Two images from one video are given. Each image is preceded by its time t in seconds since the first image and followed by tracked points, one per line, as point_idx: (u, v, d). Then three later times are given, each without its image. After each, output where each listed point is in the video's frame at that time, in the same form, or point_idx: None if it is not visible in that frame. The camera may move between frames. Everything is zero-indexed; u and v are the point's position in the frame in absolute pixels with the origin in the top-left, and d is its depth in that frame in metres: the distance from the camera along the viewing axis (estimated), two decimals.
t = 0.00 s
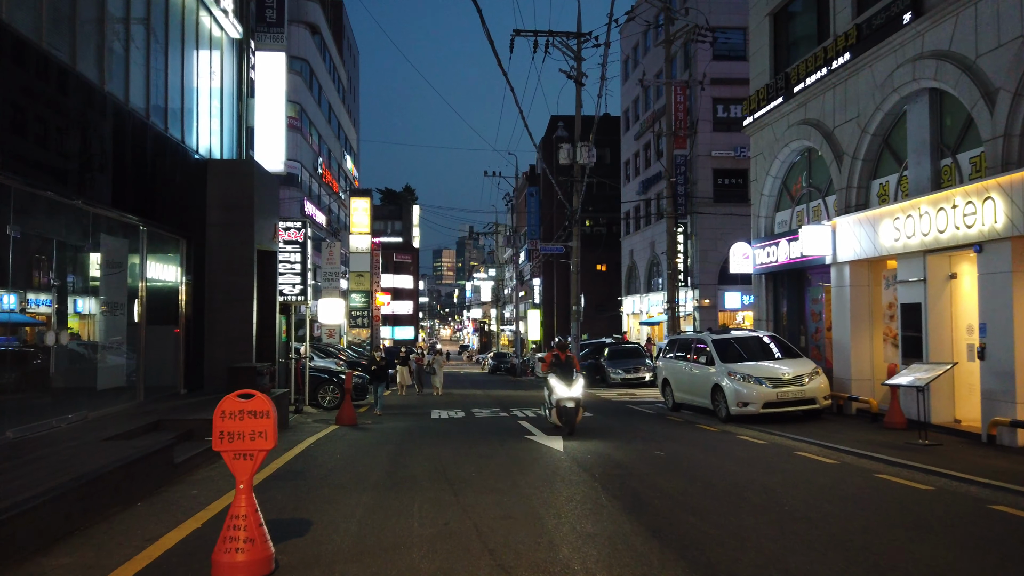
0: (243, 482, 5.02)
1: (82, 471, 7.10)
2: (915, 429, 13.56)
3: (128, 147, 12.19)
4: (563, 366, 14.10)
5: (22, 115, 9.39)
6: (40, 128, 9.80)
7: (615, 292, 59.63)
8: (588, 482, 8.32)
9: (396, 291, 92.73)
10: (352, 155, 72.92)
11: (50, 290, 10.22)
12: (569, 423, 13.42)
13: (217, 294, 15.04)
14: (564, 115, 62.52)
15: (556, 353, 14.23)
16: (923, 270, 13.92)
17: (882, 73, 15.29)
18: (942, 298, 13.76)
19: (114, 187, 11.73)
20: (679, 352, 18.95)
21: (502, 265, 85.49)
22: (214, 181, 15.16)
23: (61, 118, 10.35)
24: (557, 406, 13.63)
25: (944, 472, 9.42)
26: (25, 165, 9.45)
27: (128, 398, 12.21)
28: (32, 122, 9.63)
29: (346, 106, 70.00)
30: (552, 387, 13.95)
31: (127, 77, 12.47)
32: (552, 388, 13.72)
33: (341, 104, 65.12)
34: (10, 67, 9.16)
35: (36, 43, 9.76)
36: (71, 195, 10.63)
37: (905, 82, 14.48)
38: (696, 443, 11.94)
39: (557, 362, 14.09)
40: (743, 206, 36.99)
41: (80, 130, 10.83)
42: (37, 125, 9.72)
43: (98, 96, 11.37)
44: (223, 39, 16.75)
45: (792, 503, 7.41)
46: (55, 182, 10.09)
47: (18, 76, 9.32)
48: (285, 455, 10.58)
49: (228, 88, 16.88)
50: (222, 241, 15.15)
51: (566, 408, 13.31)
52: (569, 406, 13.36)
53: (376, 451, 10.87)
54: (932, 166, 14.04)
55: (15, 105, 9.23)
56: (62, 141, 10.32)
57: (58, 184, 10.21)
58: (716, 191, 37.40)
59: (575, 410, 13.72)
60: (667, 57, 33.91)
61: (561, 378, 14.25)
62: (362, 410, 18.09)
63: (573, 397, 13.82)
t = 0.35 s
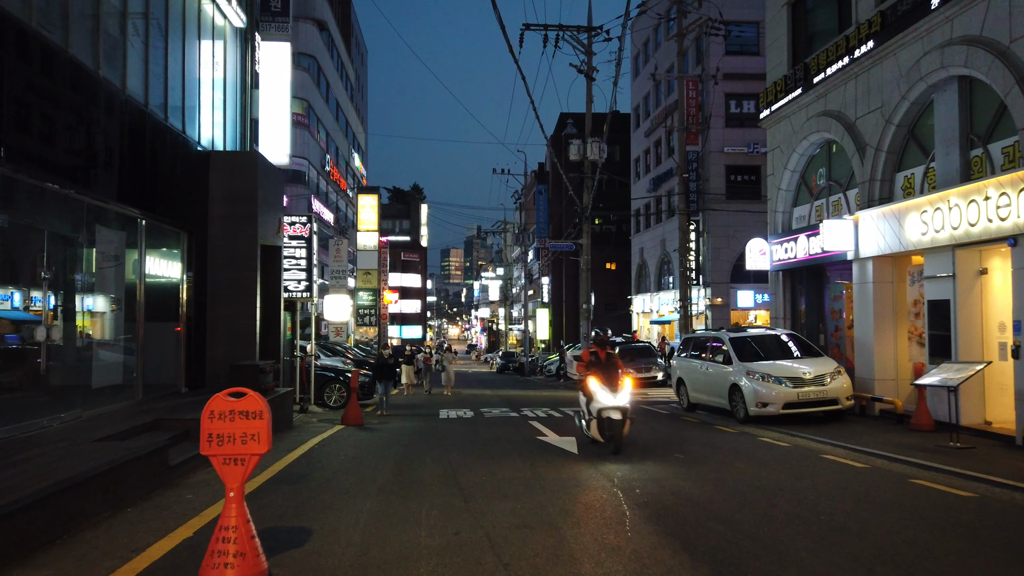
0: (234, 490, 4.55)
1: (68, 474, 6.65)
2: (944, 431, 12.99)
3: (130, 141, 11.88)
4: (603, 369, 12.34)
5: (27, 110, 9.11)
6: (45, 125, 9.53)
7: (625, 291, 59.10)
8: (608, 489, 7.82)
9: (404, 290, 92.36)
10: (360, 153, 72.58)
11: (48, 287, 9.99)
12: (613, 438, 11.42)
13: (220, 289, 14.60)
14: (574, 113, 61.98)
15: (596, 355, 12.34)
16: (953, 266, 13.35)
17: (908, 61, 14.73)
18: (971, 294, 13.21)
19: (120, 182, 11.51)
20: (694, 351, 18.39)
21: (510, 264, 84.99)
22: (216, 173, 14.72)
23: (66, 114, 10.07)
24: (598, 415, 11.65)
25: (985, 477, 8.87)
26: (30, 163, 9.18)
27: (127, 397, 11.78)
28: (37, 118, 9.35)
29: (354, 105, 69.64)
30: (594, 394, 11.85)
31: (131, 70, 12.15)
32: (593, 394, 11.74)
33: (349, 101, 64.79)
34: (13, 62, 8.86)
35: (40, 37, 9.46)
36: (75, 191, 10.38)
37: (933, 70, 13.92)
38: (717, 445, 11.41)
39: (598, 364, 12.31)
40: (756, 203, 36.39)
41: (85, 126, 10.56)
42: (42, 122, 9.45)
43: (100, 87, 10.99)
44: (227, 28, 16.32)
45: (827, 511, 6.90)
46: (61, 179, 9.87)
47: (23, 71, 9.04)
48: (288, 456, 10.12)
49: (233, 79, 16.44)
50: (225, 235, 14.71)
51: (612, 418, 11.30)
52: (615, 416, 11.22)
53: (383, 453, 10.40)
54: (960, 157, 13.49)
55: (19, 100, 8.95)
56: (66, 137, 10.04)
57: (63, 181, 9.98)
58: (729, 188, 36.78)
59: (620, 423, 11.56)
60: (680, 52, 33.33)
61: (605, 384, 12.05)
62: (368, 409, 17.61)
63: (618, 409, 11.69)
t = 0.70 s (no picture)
0: (214, 502, 4.09)
1: (45, 481, 6.18)
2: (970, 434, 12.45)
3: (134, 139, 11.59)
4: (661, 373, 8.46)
5: (28, 110, 8.86)
6: (49, 123, 9.32)
7: (632, 291, 58.59)
8: (622, 498, 7.33)
9: (410, 290, 91.95)
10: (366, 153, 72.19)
11: (53, 287, 9.77)
12: (684, 468, 7.74)
13: (218, 286, 14.16)
14: (580, 111, 61.43)
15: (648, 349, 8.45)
16: (980, 262, 12.82)
17: (931, 49, 14.19)
18: (999, 291, 12.67)
19: (124, 181, 11.27)
20: (708, 351, 17.87)
21: (517, 264, 84.49)
22: (215, 166, 14.28)
23: (69, 112, 9.85)
24: (661, 438, 7.82)
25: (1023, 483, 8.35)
26: (32, 162, 8.96)
27: (121, 398, 11.38)
28: (40, 116, 9.13)
29: (360, 104, 69.31)
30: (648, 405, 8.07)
31: (133, 65, 11.85)
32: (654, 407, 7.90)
33: (355, 100, 64.44)
34: (12, 59, 8.62)
35: (38, 31, 9.18)
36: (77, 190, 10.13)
37: (958, 58, 13.38)
38: (734, 449, 10.90)
39: (654, 366, 8.35)
40: (766, 201, 35.83)
41: (85, 124, 10.24)
42: (45, 121, 9.25)
43: (96, 77, 10.57)
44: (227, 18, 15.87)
45: (862, 522, 6.39)
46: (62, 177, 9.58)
47: (23, 69, 8.80)
48: (285, 460, 9.66)
49: (233, 71, 16.00)
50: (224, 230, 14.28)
51: (684, 442, 7.58)
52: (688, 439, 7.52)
53: (385, 456, 9.93)
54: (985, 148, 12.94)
55: (20, 98, 8.72)
56: (69, 134, 9.81)
57: (67, 178, 9.74)
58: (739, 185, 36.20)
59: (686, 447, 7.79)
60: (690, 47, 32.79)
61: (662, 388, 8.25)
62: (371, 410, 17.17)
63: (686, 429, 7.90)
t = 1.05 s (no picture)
0: (188, 532, 3.64)
1: (19, 497, 5.73)
2: (999, 441, 11.92)
3: (135, 135, 11.35)
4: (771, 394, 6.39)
5: (31, 109, 8.70)
6: (53, 123, 9.15)
7: (640, 291, 58.00)
8: (639, 516, 6.84)
9: (416, 290, 91.52)
10: (372, 152, 71.79)
11: (60, 287, 9.70)
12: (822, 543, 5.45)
13: (217, 287, 13.72)
14: (588, 109, 60.82)
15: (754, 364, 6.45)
16: (1008, 261, 12.29)
17: (956, 40, 13.62)
18: None
19: (129, 183, 11.06)
20: (720, 354, 17.36)
21: (523, 263, 83.99)
22: (213, 163, 13.83)
23: (71, 110, 9.63)
24: (791, 492, 5.56)
25: None
26: (35, 162, 8.76)
27: (115, 403, 10.95)
28: (46, 115, 9.04)
29: (366, 103, 68.87)
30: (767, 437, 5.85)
31: (132, 59, 11.52)
32: (780, 440, 5.70)
33: (361, 99, 64.07)
34: (16, 57, 8.45)
35: (40, 28, 8.94)
36: (82, 190, 9.91)
37: (986, 49, 12.82)
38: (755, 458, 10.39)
39: (761, 384, 6.42)
40: (777, 200, 35.25)
41: (87, 121, 10.00)
42: (50, 119, 9.09)
43: (91, 70, 10.16)
44: (228, 11, 15.34)
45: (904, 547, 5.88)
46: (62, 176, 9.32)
47: (27, 67, 8.63)
48: (283, 470, 9.19)
49: (233, 66, 15.53)
50: (223, 229, 13.82)
51: (829, 498, 5.22)
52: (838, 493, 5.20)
53: (389, 466, 9.46)
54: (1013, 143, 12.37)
55: (20, 97, 8.51)
56: (73, 132, 9.63)
57: (68, 178, 9.50)
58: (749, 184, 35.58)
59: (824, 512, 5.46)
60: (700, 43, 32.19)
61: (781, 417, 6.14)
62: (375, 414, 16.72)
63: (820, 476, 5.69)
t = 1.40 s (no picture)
0: (159, 552, 3.18)
1: None
2: None
3: (139, 137, 11.18)
4: None
5: (39, 107, 8.60)
6: (59, 120, 9.02)
7: (648, 290, 57.44)
8: (663, 529, 6.32)
9: (423, 290, 91.10)
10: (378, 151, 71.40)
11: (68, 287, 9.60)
12: None
13: (217, 285, 13.26)
14: (596, 107, 60.23)
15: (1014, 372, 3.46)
16: None
17: (984, 27, 13.09)
18: None
19: (135, 180, 10.92)
20: (734, 354, 16.82)
21: (530, 263, 83.51)
22: (213, 157, 13.38)
23: (74, 106, 9.40)
24: None
25: None
26: (43, 161, 8.67)
27: (109, 405, 10.50)
28: (50, 113, 8.84)
29: (372, 103, 68.51)
30: None
31: (134, 53, 11.26)
32: None
33: (367, 98, 63.69)
34: (24, 56, 8.39)
35: (49, 29, 8.93)
36: (82, 187, 9.72)
37: (1016, 37, 12.30)
38: (779, 463, 9.86)
39: None
40: (789, 197, 34.68)
41: (89, 119, 9.80)
42: (55, 117, 8.94)
43: (100, 71, 10.04)
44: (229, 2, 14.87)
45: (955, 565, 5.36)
46: (71, 174, 9.23)
47: (35, 66, 8.57)
48: (282, 476, 8.73)
49: (234, 58, 15.07)
50: (222, 224, 13.34)
51: None
52: None
53: (393, 471, 8.97)
54: None
55: (29, 96, 8.43)
56: (76, 130, 9.42)
57: (74, 175, 9.37)
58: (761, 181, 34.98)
59: None
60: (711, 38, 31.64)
61: None
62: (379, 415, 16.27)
63: None
